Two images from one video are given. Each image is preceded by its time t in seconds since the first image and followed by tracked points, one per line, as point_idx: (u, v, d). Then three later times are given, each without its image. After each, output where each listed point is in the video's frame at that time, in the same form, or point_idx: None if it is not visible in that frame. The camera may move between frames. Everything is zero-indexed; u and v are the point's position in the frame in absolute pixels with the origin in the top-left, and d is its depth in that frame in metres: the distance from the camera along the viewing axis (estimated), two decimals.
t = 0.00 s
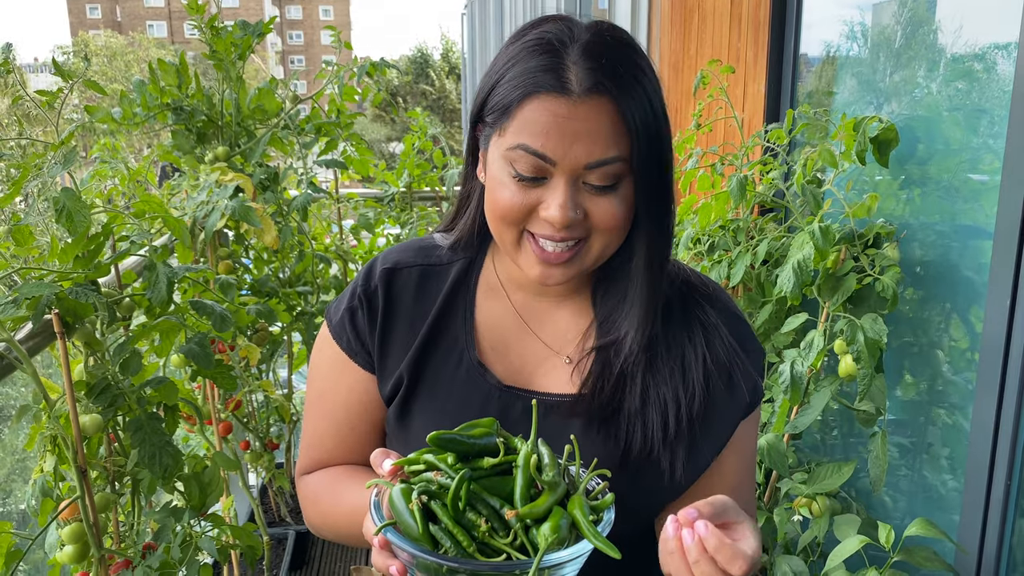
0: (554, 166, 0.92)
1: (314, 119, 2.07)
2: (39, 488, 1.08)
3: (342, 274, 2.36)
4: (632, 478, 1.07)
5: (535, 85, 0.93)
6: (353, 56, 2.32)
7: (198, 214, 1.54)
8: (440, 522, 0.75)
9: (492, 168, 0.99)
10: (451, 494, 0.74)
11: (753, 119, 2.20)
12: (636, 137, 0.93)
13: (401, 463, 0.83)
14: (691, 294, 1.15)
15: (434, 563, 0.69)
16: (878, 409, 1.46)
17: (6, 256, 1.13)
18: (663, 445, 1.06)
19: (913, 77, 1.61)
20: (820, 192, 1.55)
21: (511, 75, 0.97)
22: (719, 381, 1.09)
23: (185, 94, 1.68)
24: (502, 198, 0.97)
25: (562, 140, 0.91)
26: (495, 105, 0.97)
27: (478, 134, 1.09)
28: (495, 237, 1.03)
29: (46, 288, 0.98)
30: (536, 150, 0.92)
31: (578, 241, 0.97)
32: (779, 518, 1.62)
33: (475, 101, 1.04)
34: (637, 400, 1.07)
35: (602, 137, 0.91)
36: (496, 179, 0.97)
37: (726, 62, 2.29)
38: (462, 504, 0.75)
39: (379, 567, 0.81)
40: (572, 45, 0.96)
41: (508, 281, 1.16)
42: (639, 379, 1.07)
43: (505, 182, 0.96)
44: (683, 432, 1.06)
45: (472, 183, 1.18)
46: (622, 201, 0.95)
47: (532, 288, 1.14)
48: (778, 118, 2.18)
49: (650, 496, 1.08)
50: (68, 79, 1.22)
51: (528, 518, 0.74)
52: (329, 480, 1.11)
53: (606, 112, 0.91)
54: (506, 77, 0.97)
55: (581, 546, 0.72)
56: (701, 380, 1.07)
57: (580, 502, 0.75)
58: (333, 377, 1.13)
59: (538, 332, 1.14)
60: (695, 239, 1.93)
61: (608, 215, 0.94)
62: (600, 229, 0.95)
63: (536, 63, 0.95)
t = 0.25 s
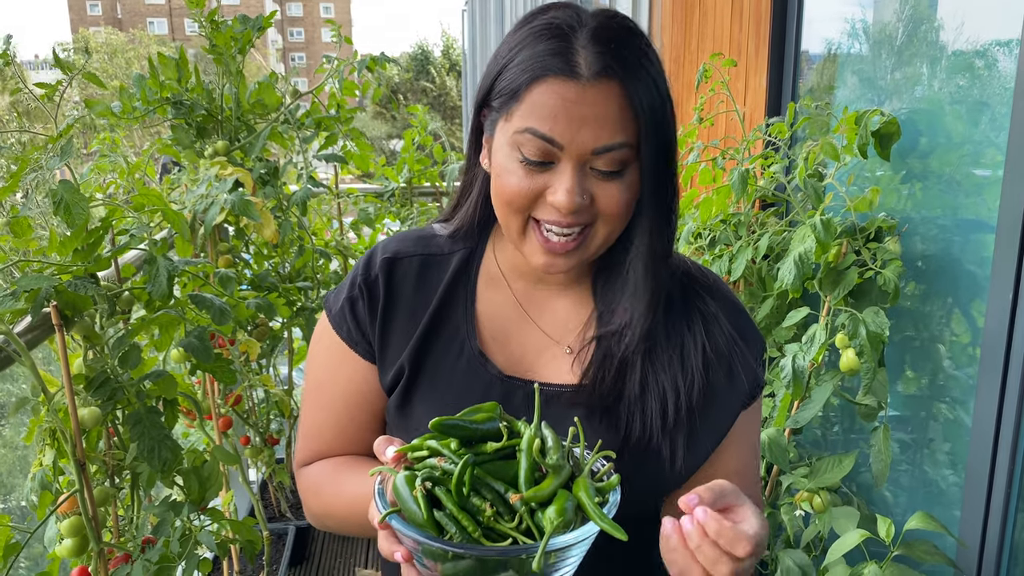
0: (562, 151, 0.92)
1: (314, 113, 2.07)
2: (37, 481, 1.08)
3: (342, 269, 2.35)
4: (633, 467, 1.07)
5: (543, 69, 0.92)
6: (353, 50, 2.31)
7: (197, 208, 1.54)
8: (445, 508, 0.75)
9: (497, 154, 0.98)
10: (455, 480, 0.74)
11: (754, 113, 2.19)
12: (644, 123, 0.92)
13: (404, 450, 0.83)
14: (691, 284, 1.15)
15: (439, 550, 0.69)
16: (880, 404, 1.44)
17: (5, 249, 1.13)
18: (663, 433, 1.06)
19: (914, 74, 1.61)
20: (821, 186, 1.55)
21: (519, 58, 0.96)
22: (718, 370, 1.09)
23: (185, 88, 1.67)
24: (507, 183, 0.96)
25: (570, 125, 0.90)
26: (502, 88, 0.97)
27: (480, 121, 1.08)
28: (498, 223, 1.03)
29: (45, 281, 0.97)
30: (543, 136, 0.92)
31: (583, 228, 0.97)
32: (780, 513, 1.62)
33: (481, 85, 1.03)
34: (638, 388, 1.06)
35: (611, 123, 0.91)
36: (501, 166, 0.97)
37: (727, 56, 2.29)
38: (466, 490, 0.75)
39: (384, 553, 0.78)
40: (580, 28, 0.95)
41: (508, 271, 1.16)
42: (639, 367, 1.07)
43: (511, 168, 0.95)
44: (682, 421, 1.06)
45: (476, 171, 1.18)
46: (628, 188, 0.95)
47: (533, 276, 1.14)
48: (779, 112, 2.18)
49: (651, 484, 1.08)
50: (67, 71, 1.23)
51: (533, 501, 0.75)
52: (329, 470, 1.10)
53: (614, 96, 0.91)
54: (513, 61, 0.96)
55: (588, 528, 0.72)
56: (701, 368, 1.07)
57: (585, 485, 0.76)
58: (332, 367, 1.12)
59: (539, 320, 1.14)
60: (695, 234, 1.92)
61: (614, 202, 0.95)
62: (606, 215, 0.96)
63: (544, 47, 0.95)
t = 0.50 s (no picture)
0: (578, 94, 0.95)
1: (314, 110, 2.06)
2: (36, 478, 1.08)
3: (342, 266, 2.35)
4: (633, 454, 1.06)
5: (553, 25, 0.97)
6: (353, 46, 2.30)
7: (197, 204, 1.53)
8: (462, 489, 0.74)
9: (506, 118, 0.99)
10: (472, 460, 0.74)
11: (755, 109, 2.19)
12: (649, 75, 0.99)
13: (419, 434, 0.84)
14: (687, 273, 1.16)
15: (457, 529, 0.70)
16: (881, 401, 1.45)
17: (3, 245, 1.12)
18: (661, 418, 1.06)
19: (916, 70, 1.60)
20: (823, 183, 1.54)
21: (524, 24, 1.00)
22: (717, 359, 1.09)
23: (186, 84, 1.65)
24: (525, 141, 0.96)
25: (584, 68, 0.95)
26: (509, 55, 1.00)
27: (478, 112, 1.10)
28: (511, 193, 1.01)
29: (43, 277, 0.97)
30: (559, 79, 0.95)
31: (602, 182, 0.97)
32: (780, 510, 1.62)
33: (480, 69, 1.05)
34: (637, 373, 1.06)
35: (620, 69, 0.96)
36: (516, 125, 0.97)
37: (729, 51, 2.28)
38: (483, 471, 0.75)
39: (403, 536, 0.77)
40: None
41: (509, 263, 1.15)
42: (639, 353, 1.07)
43: (526, 124, 0.96)
44: (681, 406, 1.06)
45: (475, 164, 1.16)
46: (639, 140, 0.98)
47: (535, 266, 1.14)
48: (780, 108, 2.17)
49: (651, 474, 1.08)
50: (67, 67, 1.21)
51: (550, 481, 0.73)
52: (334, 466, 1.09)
53: (621, 47, 0.97)
54: (518, 28, 1.00)
55: (605, 506, 0.72)
56: (699, 355, 1.08)
57: (602, 464, 0.75)
58: (333, 362, 1.10)
59: (540, 312, 1.14)
60: (697, 230, 1.92)
61: (629, 153, 0.97)
62: (622, 167, 0.97)
63: (550, 11, 0.99)
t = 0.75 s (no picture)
0: (561, 86, 0.97)
1: (314, 109, 2.06)
2: (38, 478, 1.08)
3: (343, 265, 2.35)
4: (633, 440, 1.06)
5: (535, 21, 1.00)
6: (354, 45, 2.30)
7: (198, 204, 1.53)
8: (477, 464, 0.74)
9: (495, 114, 1.00)
10: (487, 435, 0.74)
11: (756, 109, 2.19)
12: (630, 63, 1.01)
13: (432, 416, 0.82)
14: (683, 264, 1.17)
15: (474, 502, 0.70)
16: (881, 401, 1.45)
17: (4, 245, 1.12)
18: (660, 402, 1.06)
19: (917, 68, 1.60)
20: (824, 182, 1.54)
21: (509, 21, 1.03)
22: (715, 343, 1.08)
23: (186, 83, 1.65)
24: (511, 136, 0.97)
25: (566, 59, 0.97)
26: (494, 54, 1.03)
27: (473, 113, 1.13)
28: (503, 188, 1.01)
29: (44, 277, 0.97)
30: (542, 71, 0.97)
31: (589, 171, 0.97)
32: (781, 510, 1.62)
33: (471, 71, 1.08)
34: (635, 356, 1.07)
35: (602, 58, 0.98)
36: (503, 121, 0.98)
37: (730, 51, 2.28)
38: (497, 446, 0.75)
39: (416, 511, 0.77)
40: None
41: (509, 260, 1.15)
42: (637, 337, 1.07)
43: (513, 119, 0.97)
44: (679, 389, 1.06)
45: (473, 163, 1.19)
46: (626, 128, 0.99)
47: (536, 261, 1.13)
48: (781, 107, 2.17)
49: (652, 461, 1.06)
50: (67, 67, 1.19)
51: (564, 453, 0.74)
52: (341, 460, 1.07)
53: (602, 37, 0.99)
54: (503, 25, 1.03)
55: (621, 475, 0.71)
56: (697, 338, 1.08)
57: (615, 434, 0.75)
58: (339, 357, 1.10)
59: (542, 306, 1.13)
60: (698, 230, 1.91)
61: (617, 142, 0.96)
62: (610, 155, 0.96)
63: (531, 7, 1.02)
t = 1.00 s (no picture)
0: (549, 95, 0.96)
1: (316, 109, 2.05)
2: (41, 478, 1.09)
3: (345, 265, 2.35)
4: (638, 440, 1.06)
5: (525, 28, 0.99)
6: (355, 45, 2.30)
7: (199, 204, 1.53)
8: (489, 456, 0.74)
9: (491, 124, 1.01)
10: (499, 427, 0.74)
11: (758, 108, 2.19)
12: (625, 65, 0.99)
13: (442, 407, 0.83)
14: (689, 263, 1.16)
15: (486, 495, 0.70)
16: (883, 400, 1.45)
17: (7, 245, 1.13)
18: (664, 404, 1.06)
19: (918, 68, 1.60)
20: (826, 182, 1.54)
21: (502, 28, 1.02)
22: (720, 343, 1.08)
23: (187, 83, 1.65)
24: (503, 144, 0.98)
25: (553, 67, 0.96)
26: (487, 63, 1.03)
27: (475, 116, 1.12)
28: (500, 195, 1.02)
29: (47, 278, 0.97)
30: (529, 81, 0.97)
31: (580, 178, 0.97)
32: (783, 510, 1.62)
33: (468, 77, 1.09)
34: (639, 357, 1.07)
35: (591, 63, 0.97)
36: (496, 129, 0.99)
37: (731, 51, 2.28)
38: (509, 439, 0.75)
39: (426, 503, 0.77)
40: None
41: (514, 259, 1.15)
42: (641, 338, 1.07)
43: (505, 129, 0.98)
44: (683, 390, 1.06)
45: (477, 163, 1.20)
46: (619, 132, 0.98)
47: (540, 261, 1.13)
48: (783, 107, 2.17)
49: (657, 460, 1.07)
50: (69, 67, 1.20)
51: (576, 447, 0.74)
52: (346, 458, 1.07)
53: (592, 42, 0.98)
54: (496, 33, 1.02)
55: (632, 470, 0.72)
56: (700, 339, 1.07)
57: (627, 429, 0.75)
58: (345, 354, 1.10)
59: (546, 304, 1.14)
60: (700, 230, 1.92)
61: (606, 147, 0.96)
62: (600, 162, 0.96)
63: (522, 13, 1.02)
